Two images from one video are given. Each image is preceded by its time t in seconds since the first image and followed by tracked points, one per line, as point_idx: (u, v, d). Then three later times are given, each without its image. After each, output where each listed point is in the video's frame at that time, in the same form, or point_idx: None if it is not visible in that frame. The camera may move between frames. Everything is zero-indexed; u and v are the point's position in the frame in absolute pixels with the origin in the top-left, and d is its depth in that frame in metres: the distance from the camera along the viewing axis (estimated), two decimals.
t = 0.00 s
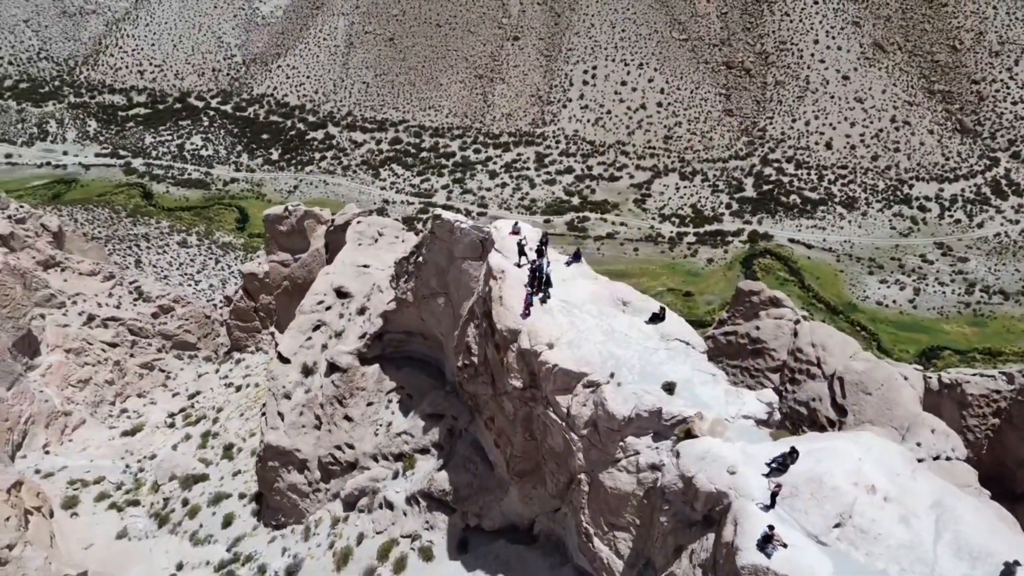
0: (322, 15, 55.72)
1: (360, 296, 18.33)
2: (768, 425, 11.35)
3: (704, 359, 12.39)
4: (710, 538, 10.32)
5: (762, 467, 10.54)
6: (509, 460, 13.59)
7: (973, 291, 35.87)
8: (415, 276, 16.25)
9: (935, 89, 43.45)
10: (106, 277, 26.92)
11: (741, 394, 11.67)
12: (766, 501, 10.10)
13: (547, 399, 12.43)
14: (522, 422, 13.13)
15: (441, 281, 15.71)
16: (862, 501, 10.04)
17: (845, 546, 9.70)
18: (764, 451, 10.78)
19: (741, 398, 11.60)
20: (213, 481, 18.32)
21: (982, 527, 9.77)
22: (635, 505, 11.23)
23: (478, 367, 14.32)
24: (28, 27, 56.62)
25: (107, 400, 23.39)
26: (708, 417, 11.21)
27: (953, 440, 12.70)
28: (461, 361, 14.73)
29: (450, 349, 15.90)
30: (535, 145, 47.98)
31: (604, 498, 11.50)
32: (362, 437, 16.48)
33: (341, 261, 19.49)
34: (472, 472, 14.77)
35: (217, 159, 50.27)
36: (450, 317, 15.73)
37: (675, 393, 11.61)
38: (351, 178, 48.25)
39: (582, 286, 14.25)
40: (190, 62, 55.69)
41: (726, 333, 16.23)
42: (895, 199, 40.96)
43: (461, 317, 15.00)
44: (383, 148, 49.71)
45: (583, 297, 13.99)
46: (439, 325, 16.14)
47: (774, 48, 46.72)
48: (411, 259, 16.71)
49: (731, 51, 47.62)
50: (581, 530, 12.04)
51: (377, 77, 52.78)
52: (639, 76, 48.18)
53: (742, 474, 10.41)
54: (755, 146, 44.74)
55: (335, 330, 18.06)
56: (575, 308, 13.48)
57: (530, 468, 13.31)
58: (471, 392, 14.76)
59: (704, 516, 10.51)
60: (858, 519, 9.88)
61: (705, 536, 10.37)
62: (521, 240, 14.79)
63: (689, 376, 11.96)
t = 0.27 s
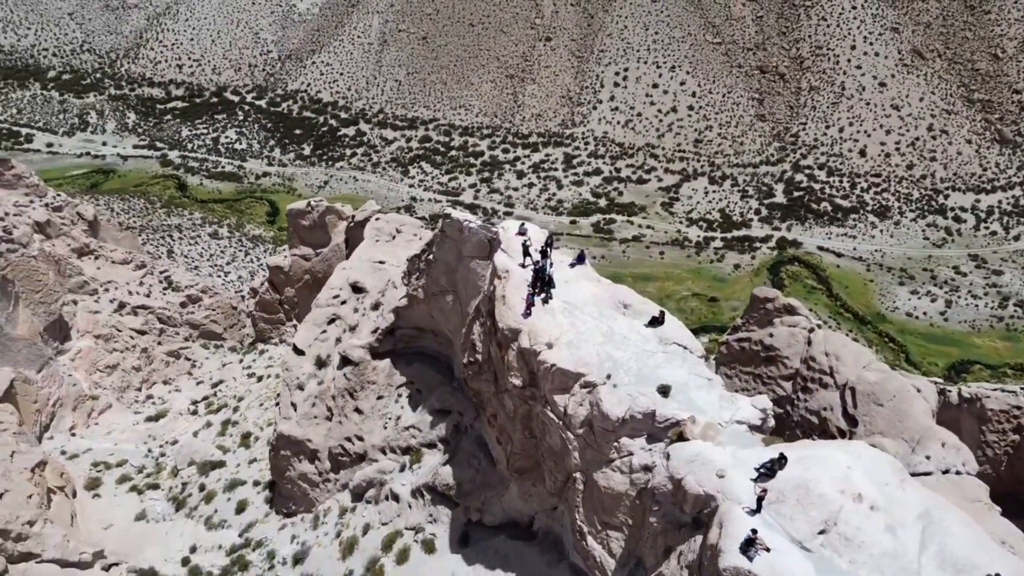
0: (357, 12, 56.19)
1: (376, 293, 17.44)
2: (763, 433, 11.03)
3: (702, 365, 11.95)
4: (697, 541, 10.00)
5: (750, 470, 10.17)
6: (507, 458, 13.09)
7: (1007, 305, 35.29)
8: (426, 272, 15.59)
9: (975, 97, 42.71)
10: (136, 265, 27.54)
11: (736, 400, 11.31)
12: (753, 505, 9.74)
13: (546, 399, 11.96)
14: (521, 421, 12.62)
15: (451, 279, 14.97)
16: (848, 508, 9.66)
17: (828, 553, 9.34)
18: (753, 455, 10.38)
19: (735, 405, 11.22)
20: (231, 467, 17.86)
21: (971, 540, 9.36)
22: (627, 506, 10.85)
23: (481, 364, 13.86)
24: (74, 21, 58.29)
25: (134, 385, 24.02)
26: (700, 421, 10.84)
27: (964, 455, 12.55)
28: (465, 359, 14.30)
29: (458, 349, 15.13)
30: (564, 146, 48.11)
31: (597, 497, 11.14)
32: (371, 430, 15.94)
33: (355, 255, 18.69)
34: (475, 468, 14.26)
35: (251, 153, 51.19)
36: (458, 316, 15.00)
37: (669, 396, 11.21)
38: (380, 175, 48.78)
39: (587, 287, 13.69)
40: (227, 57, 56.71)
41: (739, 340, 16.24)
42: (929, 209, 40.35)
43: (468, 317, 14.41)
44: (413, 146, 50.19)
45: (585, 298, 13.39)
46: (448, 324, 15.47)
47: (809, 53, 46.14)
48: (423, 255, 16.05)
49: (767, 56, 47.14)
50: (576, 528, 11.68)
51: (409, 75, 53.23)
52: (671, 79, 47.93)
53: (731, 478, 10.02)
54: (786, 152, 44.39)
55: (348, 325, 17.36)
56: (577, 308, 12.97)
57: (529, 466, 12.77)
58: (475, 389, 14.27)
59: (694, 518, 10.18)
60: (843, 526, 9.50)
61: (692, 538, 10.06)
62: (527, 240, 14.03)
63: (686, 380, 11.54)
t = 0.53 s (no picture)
0: (391, 11, 56.45)
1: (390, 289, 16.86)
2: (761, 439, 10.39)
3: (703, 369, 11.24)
4: (682, 545, 9.38)
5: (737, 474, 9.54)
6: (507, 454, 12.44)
7: None
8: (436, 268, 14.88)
9: (1014, 108, 42.08)
10: (165, 256, 28.32)
11: (734, 404, 10.59)
12: (739, 509, 9.12)
13: (544, 396, 11.39)
14: (520, 420, 11.96)
15: (459, 278, 14.13)
16: (833, 514, 8.98)
17: (811, 560, 8.69)
18: (742, 459, 9.75)
19: (733, 410, 10.50)
20: (246, 456, 17.60)
21: (965, 552, 8.56)
22: (620, 506, 10.25)
23: (484, 360, 13.16)
24: (117, 17, 59.94)
25: (159, 372, 24.51)
26: (693, 424, 10.17)
27: (974, 469, 12.48)
28: (469, 356, 13.65)
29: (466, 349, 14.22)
30: (592, 147, 48.19)
31: (590, 496, 10.59)
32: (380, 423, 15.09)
33: (372, 253, 17.98)
34: (478, 463, 13.42)
35: (283, 148, 51.95)
36: (466, 315, 14.21)
37: (665, 399, 10.55)
38: (408, 172, 49.32)
39: (592, 287, 12.99)
40: (263, 52, 57.60)
41: (752, 346, 16.24)
42: (964, 220, 39.65)
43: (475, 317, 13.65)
44: (442, 145, 50.56)
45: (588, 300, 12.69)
46: (457, 323, 14.62)
47: (845, 58, 45.89)
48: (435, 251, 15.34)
49: (801, 61, 46.89)
50: (570, 526, 11.13)
51: (439, 74, 53.61)
52: (703, 82, 47.71)
53: (716, 479, 9.40)
54: (817, 159, 43.89)
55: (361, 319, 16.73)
56: (579, 309, 12.29)
57: (528, 463, 12.08)
58: (479, 386, 13.62)
59: (683, 520, 9.60)
60: (827, 533, 8.84)
61: (678, 541, 9.46)
62: (533, 241, 13.25)
63: (683, 383, 10.84)
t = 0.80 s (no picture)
0: (424, 10, 57.07)
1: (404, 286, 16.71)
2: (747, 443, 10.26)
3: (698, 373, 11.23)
4: (668, 547, 9.23)
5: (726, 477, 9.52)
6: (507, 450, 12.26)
7: None
8: (446, 266, 14.72)
9: None
10: (194, 247, 28.99)
11: (726, 409, 10.59)
12: (724, 511, 9.09)
13: (542, 395, 11.34)
14: (520, 418, 11.87)
15: (468, 276, 14.03)
16: (817, 521, 9.01)
17: (792, 565, 8.72)
18: (731, 463, 9.72)
19: (725, 414, 10.49)
20: (262, 444, 18.09)
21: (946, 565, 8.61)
22: (612, 505, 10.08)
23: (487, 359, 13.01)
24: (158, 13, 61.39)
25: (184, 360, 25.02)
26: (684, 427, 10.14)
27: (982, 484, 12.34)
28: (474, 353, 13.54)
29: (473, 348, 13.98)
30: (620, 149, 48.05)
31: (584, 495, 10.47)
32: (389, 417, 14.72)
33: (387, 250, 17.90)
34: (481, 459, 13.04)
35: (314, 144, 52.67)
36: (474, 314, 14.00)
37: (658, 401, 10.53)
38: (436, 171, 49.78)
39: (595, 289, 13.00)
40: (297, 48, 58.47)
41: (764, 353, 16.19)
42: (998, 232, 39.11)
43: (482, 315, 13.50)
44: (470, 143, 50.86)
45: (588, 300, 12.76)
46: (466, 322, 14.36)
47: (881, 65, 45.31)
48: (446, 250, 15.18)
49: (836, 67, 46.32)
50: (565, 524, 10.99)
51: (470, 74, 53.79)
52: (734, 86, 47.54)
53: (704, 483, 9.37)
54: (850, 166, 43.36)
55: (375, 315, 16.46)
56: (580, 310, 12.30)
57: (526, 461, 11.92)
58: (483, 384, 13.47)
59: (671, 521, 9.48)
60: (810, 537, 8.86)
61: (665, 543, 9.33)
62: (536, 242, 13.51)
63: (678, 386, 10.83)
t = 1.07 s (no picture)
0: (458, 10, 57.73)
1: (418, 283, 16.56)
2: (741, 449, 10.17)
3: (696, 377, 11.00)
4: (653, 550, 9.16)
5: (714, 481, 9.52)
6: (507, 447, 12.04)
7: None
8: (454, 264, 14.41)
9: None
10: (222, 240, 29.63)
11: (719, 413, 10.44)
12: (709, 514, 9.10)
13: (540, 393, 11.15)
14: (519, 416, 11.66)
15: (475, 275, 13.74)
16: (800, 527, 8.98)
17: (775, 567, 8.72)
18: (721, 467, 9.66)
19: (719, 418, 10.34)
20: (278, 434, 18.51)
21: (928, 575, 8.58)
22: (605, 505, 9.97)
23: (490, 357, 12.71)
24: (198, 11, 62.77)
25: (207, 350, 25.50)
26: (676, 430, 10.05)
27: (992, 500, 12.15)
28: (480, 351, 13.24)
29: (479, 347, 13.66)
30: (649, 152, 47.90)
31: (577, 493, 10.37)
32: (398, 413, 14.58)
33: (402, 248, 17.24)
34: (483, 456, 12.63)
35: (344, 140, 53.18)
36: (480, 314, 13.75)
37: (653, 403, 10.35)
38: (463, 170, 49.96)
39: (598, 288, 12.65)
40: (331, 46, 59.29)
41: (776, 361, 16.16)
42: None
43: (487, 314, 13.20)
44: (498, 143, 51.03)
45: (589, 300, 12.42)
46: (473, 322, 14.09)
47: (918, 72, 45.31)
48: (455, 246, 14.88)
49: (872, 73, 46.36)
50: (559, 521, 10.88)
51: (500, 74, 54.07)
52: (766, 91, 47.46)
53: (693, 485, 9.34)
54: (883, 175, 42.88)
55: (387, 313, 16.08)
56: (581, 309, 11.97)
57: (524, 459, 11.75)
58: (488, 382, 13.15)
59: (660, 523, 9.45)
60: (793, 540, 8.87)
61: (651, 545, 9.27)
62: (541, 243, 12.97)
63: (674, 388, 10.62)
